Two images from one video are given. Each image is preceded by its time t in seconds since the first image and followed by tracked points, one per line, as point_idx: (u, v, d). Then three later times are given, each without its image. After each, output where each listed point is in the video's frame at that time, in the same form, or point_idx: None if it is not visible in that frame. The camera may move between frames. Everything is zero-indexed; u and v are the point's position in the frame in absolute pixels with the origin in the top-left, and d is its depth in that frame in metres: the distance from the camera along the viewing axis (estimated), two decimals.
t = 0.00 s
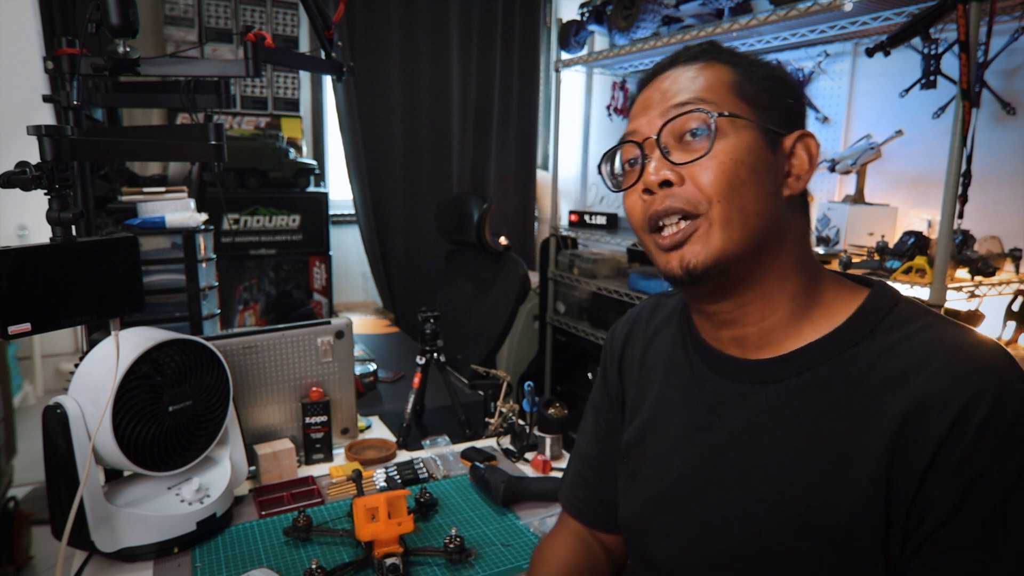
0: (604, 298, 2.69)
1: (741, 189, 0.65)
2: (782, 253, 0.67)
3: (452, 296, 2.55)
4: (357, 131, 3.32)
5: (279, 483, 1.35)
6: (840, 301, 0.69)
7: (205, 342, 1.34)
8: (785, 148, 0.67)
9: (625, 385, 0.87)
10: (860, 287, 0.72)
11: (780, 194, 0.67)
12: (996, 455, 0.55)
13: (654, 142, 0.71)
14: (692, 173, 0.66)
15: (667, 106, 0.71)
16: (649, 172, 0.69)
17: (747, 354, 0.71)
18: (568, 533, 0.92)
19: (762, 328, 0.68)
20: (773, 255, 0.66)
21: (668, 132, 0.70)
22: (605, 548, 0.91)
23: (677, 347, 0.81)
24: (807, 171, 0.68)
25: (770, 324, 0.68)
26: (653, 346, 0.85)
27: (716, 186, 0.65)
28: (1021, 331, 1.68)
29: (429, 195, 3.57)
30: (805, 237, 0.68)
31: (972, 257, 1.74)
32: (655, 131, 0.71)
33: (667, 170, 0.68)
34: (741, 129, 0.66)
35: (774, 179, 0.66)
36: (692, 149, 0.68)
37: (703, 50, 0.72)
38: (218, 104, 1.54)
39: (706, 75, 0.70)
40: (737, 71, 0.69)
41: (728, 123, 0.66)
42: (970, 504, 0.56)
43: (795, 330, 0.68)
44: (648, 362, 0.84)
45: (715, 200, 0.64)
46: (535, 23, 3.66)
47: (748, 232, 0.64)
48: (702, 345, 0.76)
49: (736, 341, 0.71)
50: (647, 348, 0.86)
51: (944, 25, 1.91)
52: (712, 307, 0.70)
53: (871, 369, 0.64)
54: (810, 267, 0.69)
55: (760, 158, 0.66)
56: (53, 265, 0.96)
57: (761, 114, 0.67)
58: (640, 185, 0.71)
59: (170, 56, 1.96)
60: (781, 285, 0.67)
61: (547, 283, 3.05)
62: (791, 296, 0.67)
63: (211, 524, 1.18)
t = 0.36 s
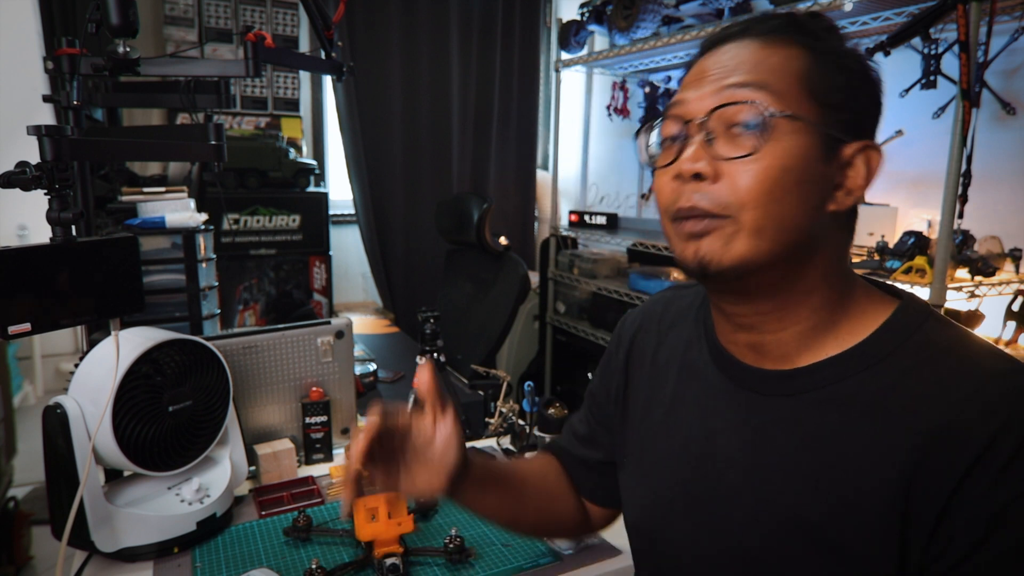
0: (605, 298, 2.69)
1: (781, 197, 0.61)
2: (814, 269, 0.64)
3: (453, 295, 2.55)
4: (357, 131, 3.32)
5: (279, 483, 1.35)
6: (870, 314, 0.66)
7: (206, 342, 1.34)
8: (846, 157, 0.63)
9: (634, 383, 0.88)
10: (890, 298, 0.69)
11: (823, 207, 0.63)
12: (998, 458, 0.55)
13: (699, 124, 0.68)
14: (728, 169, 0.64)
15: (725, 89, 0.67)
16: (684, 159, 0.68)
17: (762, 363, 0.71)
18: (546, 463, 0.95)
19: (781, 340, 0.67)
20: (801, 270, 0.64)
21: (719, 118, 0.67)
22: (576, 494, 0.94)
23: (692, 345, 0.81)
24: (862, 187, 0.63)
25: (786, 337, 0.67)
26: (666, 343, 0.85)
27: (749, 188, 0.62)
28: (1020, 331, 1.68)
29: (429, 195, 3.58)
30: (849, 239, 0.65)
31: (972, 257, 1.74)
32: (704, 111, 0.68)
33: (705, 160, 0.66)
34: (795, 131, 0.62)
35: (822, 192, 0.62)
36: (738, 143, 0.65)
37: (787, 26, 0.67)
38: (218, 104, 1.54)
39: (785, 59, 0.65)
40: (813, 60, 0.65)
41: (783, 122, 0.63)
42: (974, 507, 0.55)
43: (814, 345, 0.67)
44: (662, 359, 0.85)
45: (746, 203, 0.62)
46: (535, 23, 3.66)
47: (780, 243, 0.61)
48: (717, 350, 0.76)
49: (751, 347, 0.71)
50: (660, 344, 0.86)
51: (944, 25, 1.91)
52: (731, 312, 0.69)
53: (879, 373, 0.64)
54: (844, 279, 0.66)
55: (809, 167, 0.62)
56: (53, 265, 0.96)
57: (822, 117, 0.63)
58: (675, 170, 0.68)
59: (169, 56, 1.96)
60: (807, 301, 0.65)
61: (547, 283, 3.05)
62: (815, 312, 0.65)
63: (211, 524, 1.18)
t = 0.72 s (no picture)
0: (605, 298, 2.69)
1: (798, 223, 0.62)
2: (815, 299, 0.66)
3: (453, 295, 2.55)
4: (357, 131, 3.32)
5: (279, 483, 1.35)
6: (865, 342, 0.68)
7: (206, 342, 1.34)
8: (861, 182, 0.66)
9: (624, 398, 0.91)
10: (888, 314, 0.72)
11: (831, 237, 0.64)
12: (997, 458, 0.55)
13: (721, 129, 0.68)
14: (744, 186, 0.64)
15: (755, 96, 0.67)
16: (702, 166, 0.67)
17: (754, 389, 0.73)
18: (528, 406, 1.06)
19: (777, 368, 0.70)
20: (800, 302, 0.66)
21: (744, 128, 0.66)
22: (545, 444, 1.05)
23: (681, 361, 0.85)
24: (870, 216, 0.67)
25: (781, 366, 0.69)
26: (656, 358, 0.89)
27: (767, 208, 0.62)
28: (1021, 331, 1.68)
29: (429, 195, 3.58)
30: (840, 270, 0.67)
31: (972, 257, 1.74)
32: (727, 116, 0.68)
33: (721, 172, 0.65)
34: (819, 153, 0.63)
35: (834, 218, 0.64)
36: (761, 157, 0.65)
37: (819, 38, 0.67)
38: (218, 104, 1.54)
39: (824, 72, 0.65)
40: (842, 80, 0.66)
41: (809, 143, 0.63)
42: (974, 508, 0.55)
43: (807, 374, 0.69)
44: (652, 372, 0.88)
45: (761, 224, 0.62)
46: (535, 23, 3.67)
47: (791, 269, 0.63)
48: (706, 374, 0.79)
49: (743, 373, 0.73)
50: (650, 359, 0.90)
51: (944, 25, 1.91)
52: (728, 337, 0.72)
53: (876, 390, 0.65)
54: (839, 307, 0.68)
55: (829, 191, 0.63)
56: (53, 265, 0.96)
57: (844, 138, 0.64)
58: (685, 177, 0.68)
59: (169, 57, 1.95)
60: (804, 331, 0.67)
61: (548, 283, 3.05)
62: (812, 343, 0.68)
63: (211, 524, 1.18)
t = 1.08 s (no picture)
0: (604, 298, 2.69)
1: (738, 230, 0.65)
2: (791, 303, 0.69)
3: (453, 295, 2.55)
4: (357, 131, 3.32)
5: (279, 483, 1.35)
6: (856, 347, 0.71)
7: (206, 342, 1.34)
8: (790, 172, 0.67)
9: (624, 410, 0.93)
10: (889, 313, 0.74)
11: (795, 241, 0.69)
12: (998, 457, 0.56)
13: (631, 171, 0.70)
14: (673, 217, 0.66)
15: (649, 129, 0.69)
16: (627, 210, 0.69)
17: (755, 404, 0.75)
18: (530, 422, 1.07)
19: (771, 380, 0.72)
20: (781, 304, 0.69)
21: (649, 161, 0.69)
22: (545, 460, 1.05)
23: (674, 374, 0.87)
24: (819, 200, 0.68)
25: (775, 377, 0.72)
26: (649, 371, 0.92)
27: (704, 228, 0.64)
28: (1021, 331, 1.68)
29: (429, 195, 3.58)
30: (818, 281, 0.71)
31: (972, 257, 1.74)
32: (634, 157, 0.70)
33: (646, 211, 0.68)
34: (734, 161, 0.65)
35: (778, 215, 0.67)
36: (675, 185, 0.67)
37: (700, 58, 0.71)
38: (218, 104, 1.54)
39: (707, 87, 0.68)
40: (733, 85, 0.68)
41: (714, 157, 0.66)
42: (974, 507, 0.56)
43: (803, 379, 0.71)
44: (649, 385, 0.90)
45: (705, 244, 0.65)
46: (535, 23, 3.67)
47: (746, 279, 0.65)
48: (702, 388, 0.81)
49: (743, 391, 0.75)
50: (643, 371, 0.93)
51: (944, 26, 1.91)
52: (718, 360, 0.74)
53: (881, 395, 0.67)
54: (823, 310, 0.71)
55: (758, 192, 0.66)
56: (54, 265, 0.96)
57: (756, 139, 0.67)
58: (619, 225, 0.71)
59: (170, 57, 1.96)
60: (789, 337, 0.70)
61: (547, 283, 3.05)
62: (803, 345, 0.70)
63: (211, 524, 1.18)
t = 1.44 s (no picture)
0: (604, 298, 2.69)
1: (701, 259, 0.67)
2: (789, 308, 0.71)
3: (453, 295, 2.55)
4: (357, 131, 3.32)
5: (279, 483, 1.35)
6: (862, 351, 0.71)
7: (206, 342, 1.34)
8: (770, 192, 0.67)
9: (626, 408, 0.93)
10: (896, 318, 0.74)
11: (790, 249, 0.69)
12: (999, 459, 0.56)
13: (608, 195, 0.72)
14: (639, 245, 0.69)
15: (622, 156, 0.70)
16: (603, 234, 0.73)
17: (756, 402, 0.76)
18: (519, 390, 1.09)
19: (765, 384, 0.74)
20: (762, 317, 0.71)
21: (620, 189, 0.71)
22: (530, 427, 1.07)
23: (680, 367, 0.88)
24: (806, 218, 0.67)
25: (772, 379, 0.73)
26: (655, 366, 0.92)
27: (662, 261, 0.68)
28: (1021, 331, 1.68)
29: (429, 195, 3.58)
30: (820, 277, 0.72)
31: (972, 257, 1.75)
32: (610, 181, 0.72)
33: (616, 236, 0.71)
34: (696, 195, 0.66)
35: (749, 240, 0.67)
36: (641, 217, 0.69)
37: (684, 73, 0.70)
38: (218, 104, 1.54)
39: (680, 112, 0.67)
40: (710, 104, 0.67)
41: (677, 192, 0.67)
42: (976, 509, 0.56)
43: (796, 386, 0.73)
44: (653, 381, 0.91)
45: (663, 275, 0.68)
46: (535, 23, 3.67)
47: (711, 305, 0.68)
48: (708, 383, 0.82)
49: (742, 389, 0.77)
50: (649, 365, 0.93)
51: (944, 25, 1.91)
52: (712, 357, 0.77)
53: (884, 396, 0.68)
54: (824, 314, 0.71)
55: (724, 223, 0.66)
56: (53, 266, 0.96)
57: (726, 167, 0.66)
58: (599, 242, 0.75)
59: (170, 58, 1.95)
60: (783, 342, 0.72)
61: (547, 283, 3.05)
62: (795, 353, 0.72)
63: (212, 524, 1.18)
